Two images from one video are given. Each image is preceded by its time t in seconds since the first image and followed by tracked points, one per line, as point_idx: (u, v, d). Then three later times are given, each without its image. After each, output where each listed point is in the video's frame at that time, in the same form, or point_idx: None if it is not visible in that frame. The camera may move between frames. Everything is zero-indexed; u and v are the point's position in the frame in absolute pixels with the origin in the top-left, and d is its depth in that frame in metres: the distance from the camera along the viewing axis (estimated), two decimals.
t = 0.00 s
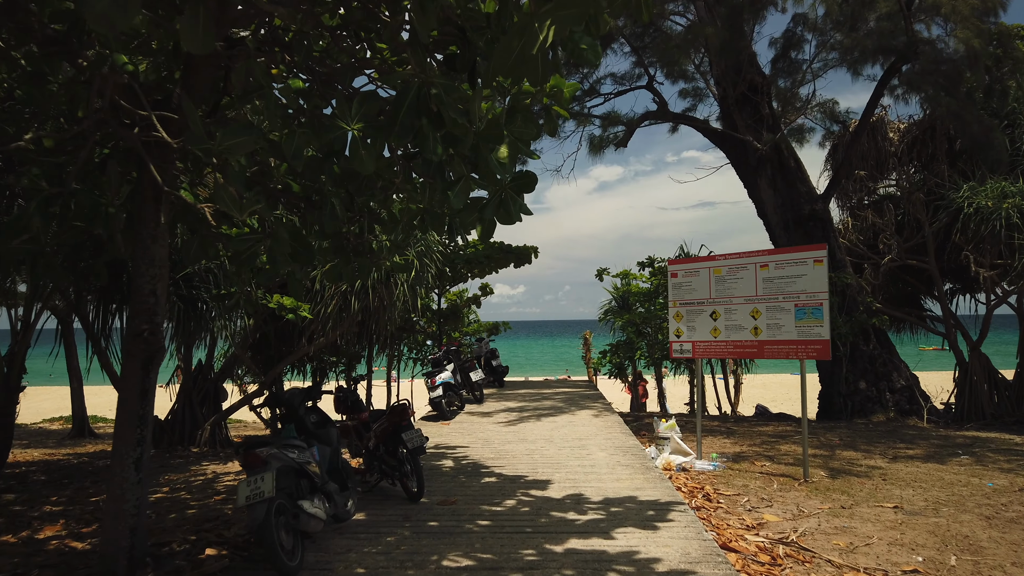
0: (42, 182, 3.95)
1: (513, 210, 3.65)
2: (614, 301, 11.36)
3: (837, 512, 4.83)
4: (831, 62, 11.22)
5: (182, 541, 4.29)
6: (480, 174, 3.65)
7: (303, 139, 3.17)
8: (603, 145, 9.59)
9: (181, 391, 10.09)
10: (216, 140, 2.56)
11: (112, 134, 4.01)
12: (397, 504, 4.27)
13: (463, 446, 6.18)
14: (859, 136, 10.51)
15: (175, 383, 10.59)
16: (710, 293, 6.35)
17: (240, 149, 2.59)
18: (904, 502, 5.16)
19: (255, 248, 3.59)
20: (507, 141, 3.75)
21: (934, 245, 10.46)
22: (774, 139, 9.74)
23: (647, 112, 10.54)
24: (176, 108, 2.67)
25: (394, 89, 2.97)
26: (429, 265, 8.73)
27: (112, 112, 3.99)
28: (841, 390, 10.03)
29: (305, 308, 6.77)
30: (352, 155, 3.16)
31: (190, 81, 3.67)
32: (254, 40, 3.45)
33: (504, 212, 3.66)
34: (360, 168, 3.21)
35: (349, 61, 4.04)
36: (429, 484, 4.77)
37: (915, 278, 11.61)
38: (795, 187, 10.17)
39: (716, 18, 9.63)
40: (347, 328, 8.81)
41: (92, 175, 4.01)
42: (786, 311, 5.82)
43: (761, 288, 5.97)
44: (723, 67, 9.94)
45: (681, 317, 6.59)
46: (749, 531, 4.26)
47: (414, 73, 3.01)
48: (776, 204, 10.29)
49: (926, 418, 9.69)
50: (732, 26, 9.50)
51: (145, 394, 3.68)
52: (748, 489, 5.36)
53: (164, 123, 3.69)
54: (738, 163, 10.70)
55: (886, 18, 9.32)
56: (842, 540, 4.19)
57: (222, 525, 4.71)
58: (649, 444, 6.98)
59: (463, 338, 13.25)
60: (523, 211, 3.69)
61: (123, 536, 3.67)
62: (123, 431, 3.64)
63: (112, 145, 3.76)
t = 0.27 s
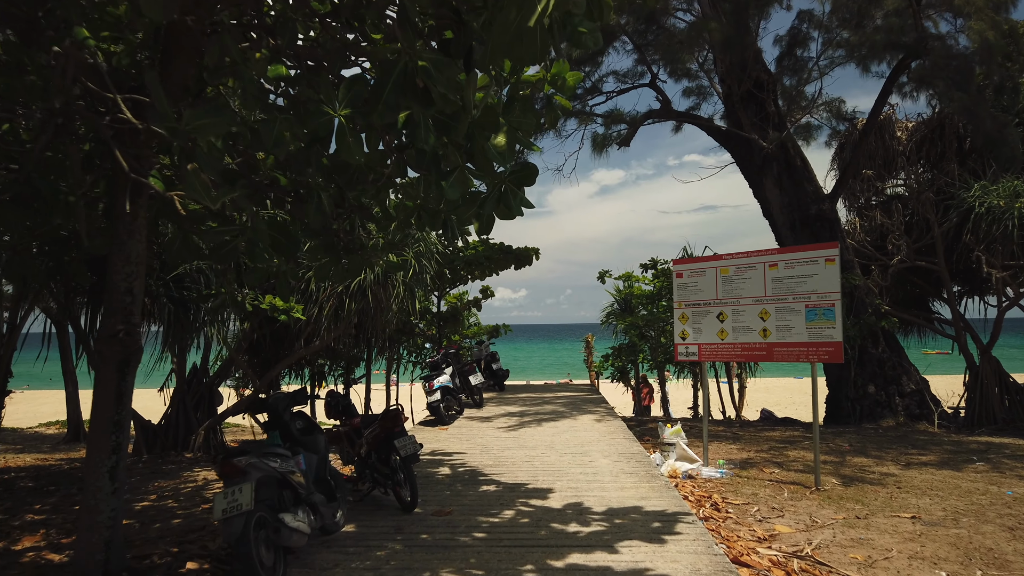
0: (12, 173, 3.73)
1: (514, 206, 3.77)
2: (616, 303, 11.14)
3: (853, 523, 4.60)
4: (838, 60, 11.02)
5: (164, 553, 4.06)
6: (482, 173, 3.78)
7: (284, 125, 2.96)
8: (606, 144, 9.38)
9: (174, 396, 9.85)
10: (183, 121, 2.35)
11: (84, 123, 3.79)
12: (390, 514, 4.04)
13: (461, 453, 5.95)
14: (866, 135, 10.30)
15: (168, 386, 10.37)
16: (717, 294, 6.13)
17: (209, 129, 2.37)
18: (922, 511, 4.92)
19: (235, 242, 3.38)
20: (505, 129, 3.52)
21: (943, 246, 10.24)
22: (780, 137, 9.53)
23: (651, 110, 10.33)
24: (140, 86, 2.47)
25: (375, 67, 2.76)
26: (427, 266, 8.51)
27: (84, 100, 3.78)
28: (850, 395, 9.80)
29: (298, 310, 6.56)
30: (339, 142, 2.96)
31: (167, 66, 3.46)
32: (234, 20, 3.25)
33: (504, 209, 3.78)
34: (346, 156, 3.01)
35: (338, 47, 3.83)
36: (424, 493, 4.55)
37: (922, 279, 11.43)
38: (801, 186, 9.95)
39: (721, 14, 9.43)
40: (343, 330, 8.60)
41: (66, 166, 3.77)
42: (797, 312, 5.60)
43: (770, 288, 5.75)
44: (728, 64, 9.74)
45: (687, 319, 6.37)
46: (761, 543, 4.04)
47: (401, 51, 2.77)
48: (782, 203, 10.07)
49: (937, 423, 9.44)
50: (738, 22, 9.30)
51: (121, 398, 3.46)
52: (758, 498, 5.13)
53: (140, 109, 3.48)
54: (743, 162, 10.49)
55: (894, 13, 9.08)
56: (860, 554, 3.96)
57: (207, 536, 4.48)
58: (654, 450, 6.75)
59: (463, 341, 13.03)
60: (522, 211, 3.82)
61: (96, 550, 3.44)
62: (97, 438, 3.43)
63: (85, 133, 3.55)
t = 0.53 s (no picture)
0: None
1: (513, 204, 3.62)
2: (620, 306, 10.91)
3: (870, 539, 4.36)
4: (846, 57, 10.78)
5: (145, 571, 3.85)
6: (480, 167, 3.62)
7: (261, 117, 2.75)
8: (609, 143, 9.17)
9: (170, 401, 9.65)
10: (142, 107, 2.17)
11: (58, 116, 3.61)
12: (382, 531, 3.82)
13: (460, 462, 5.73)
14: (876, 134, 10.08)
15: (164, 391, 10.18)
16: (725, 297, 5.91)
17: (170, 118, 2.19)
18: (943, 526, 4.68)
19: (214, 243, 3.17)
20: (502, 122, 3.30)
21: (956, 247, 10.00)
22: (788, 136, 9.30)
23: (656, 109, 10.12)
24: (99, 72, 2.27)
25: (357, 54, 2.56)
26: (427, 268, 8.30)
27: (58, 94, 3.59)
28: (860, 400, 9.55)
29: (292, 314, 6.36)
30: (321, 136, 2.75)
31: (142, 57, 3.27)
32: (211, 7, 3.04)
33: (503, 206, 3.63)
34: (329, 151, 2.81)
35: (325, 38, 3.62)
36: (419, 507, 4.33)
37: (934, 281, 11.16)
38: (810, 186, 9.72)
39: (727, 10, 9.22)
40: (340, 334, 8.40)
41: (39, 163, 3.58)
42: (809, 316, 5.37)
43: (781, 291, 5.53)
44: (735, 61, 9.52)
45: (694, 323, 6.15)
46: (775, 562, 3.81)
47: (386, 34, 2.56)
48: (790, 204, 9.83)
49: (951, 429, 9.19)
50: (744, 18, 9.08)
51: (94, 410, 3.26)
52: (769, 511, 4.90)
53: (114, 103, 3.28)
54: (750, 162, 10.26)
55: (904, 9, 8.86)
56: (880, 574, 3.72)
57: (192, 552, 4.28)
58: (660, 459, 6.53)
59: (465, 344, 12.82)
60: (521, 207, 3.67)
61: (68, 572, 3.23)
62: (68, 451, 3.22)
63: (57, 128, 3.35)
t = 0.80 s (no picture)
0: None
1: (510, 198, 3.58)
2: (624, 305, 10.74)
3: (890, 548, 4.13)
4: (856, 50, 10.54)
5: None
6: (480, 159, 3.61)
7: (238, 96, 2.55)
8: (613, 138, 8.96)
9: (165, 402, 9.45)
10: (97, 80, 1.96)
11: (29, 101, 3.42)
12: (374, 541, 3.60)
13: (458, 466, 5.52)
14: (887, 129, 9.84)
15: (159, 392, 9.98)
16: (734, 294, 5.69)
17: (130, 92, 2.00)
18: (965, 534, 4.45)
19: (190, 233, 2.97)
20: (499, 106, 3.09)
21: (967, 244, 9.77)
22: (797, 131, 9.08)
23: (661, 104, 9.90)
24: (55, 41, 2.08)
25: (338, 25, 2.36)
26: (426, 266, 8.10)
27: (26, 76, 3.39)
28: (871, 401, 9.31)
29: (287, 311, 6.17)
30: (303, 116, 2.54)
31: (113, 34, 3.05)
32: None
33: (499, 199, 3.59)
34: (311, 134, 2.60)
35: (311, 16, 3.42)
36: (414, 514, 4.12)
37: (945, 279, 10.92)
38: (818, 182, 9.49)
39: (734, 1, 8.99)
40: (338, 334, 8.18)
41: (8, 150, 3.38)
42: (822, 314, 5.15)
43: (793, 288, 5.31)
44: (742, 54, 9.29)
45: (701, 321, 5.94)
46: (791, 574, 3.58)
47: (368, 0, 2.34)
48: (798, 200, 9.60)
49: (964, 431, 8.95)
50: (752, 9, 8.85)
51: (64, 412, 3.06)
52: (781, 518, 4.69)
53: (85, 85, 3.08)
54: (757, 158, 10.03)
55: (915, 1, 8.63)
56: None
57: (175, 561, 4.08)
58: (666, 462, 6.32)
59: (466, 344, 12.61)
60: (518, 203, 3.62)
61: None
62: (36, 457, 3.02)
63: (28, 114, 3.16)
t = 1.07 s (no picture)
0: None
1: (506, 195, 3.46)
2: (626, 308, 10.51)
3: (909, 565, 3.89)
4: (863, 48, 10.33)
5: None
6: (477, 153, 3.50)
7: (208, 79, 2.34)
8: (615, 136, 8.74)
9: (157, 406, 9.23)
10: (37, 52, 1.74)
11: None
12: (363, 559, 3.37)
13: (455, 475, 5.29)
14: (896, 127, 9.63)
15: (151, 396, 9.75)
16: (742, 297, 5.46)
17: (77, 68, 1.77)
18: (988, 550, 4.21)
19: (160, 229, 2.76)
20: (496, 94, 2.87)
21: (978, 245, 9.55)
22: (804, 129, 8.85)
23: (664, 102, 9.69)
24: None
25: None
26: (423, 268, 7.89)
27: None
28: (880, 406, 9.08)
29: (277, 316, 5.95)
30: (279, 101, 2.33)
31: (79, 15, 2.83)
32: None
33: (495, 196, 3.47)
34: (288, 120, 2.39)
35: None
36: (407, 529, 3.89)
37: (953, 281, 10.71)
38: (826, 181, 9.27)
39: None
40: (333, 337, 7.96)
41: None
42: (835, 317, 4.93)
43: (804, 290, 5.09)
44: (748, 50, 9.07)
45: (707, 325, 5.70)
46: None
47: None
48: (804, 200, 9.38)
49: (976, 437, 8.72)
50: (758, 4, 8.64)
51: (27, 421, 2.85)
52: (794, 532, 4.45)
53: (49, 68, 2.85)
54: (763, 157, 9.81)
55: None
56: None
57: None
58: (671, 471, 6.08)
59: (465, 347, 12.38)
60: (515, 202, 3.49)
61: None
62: None
63: None
